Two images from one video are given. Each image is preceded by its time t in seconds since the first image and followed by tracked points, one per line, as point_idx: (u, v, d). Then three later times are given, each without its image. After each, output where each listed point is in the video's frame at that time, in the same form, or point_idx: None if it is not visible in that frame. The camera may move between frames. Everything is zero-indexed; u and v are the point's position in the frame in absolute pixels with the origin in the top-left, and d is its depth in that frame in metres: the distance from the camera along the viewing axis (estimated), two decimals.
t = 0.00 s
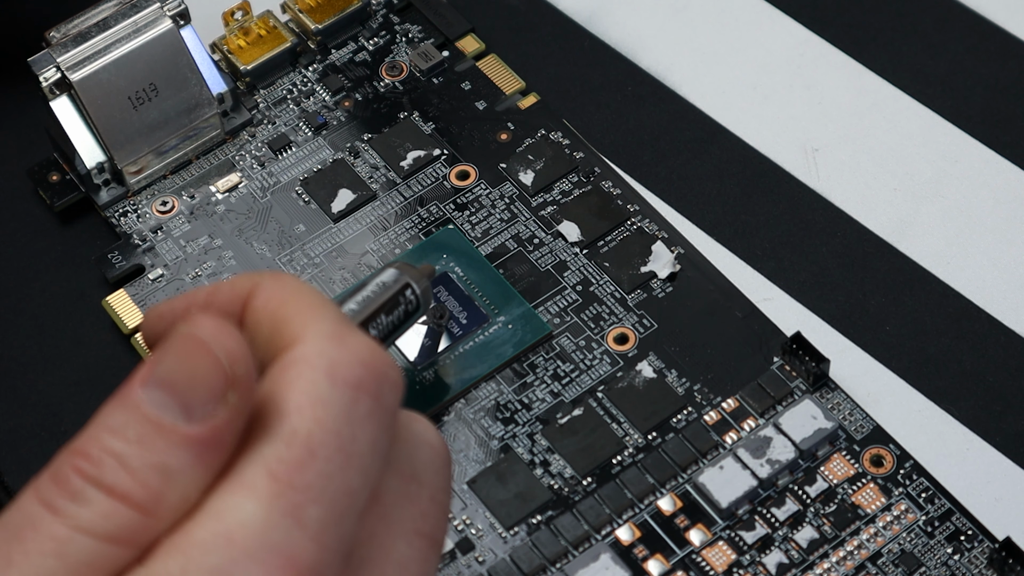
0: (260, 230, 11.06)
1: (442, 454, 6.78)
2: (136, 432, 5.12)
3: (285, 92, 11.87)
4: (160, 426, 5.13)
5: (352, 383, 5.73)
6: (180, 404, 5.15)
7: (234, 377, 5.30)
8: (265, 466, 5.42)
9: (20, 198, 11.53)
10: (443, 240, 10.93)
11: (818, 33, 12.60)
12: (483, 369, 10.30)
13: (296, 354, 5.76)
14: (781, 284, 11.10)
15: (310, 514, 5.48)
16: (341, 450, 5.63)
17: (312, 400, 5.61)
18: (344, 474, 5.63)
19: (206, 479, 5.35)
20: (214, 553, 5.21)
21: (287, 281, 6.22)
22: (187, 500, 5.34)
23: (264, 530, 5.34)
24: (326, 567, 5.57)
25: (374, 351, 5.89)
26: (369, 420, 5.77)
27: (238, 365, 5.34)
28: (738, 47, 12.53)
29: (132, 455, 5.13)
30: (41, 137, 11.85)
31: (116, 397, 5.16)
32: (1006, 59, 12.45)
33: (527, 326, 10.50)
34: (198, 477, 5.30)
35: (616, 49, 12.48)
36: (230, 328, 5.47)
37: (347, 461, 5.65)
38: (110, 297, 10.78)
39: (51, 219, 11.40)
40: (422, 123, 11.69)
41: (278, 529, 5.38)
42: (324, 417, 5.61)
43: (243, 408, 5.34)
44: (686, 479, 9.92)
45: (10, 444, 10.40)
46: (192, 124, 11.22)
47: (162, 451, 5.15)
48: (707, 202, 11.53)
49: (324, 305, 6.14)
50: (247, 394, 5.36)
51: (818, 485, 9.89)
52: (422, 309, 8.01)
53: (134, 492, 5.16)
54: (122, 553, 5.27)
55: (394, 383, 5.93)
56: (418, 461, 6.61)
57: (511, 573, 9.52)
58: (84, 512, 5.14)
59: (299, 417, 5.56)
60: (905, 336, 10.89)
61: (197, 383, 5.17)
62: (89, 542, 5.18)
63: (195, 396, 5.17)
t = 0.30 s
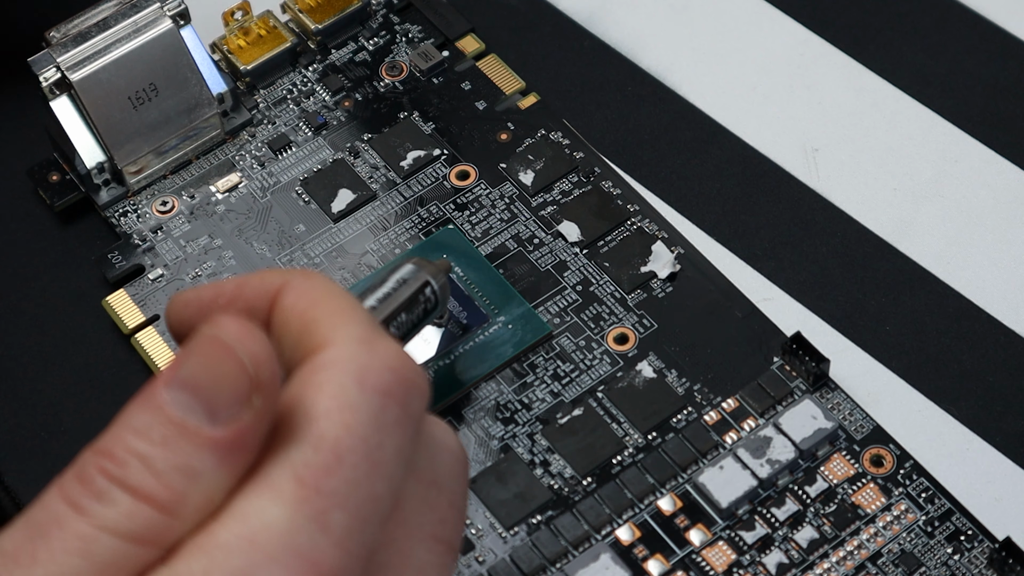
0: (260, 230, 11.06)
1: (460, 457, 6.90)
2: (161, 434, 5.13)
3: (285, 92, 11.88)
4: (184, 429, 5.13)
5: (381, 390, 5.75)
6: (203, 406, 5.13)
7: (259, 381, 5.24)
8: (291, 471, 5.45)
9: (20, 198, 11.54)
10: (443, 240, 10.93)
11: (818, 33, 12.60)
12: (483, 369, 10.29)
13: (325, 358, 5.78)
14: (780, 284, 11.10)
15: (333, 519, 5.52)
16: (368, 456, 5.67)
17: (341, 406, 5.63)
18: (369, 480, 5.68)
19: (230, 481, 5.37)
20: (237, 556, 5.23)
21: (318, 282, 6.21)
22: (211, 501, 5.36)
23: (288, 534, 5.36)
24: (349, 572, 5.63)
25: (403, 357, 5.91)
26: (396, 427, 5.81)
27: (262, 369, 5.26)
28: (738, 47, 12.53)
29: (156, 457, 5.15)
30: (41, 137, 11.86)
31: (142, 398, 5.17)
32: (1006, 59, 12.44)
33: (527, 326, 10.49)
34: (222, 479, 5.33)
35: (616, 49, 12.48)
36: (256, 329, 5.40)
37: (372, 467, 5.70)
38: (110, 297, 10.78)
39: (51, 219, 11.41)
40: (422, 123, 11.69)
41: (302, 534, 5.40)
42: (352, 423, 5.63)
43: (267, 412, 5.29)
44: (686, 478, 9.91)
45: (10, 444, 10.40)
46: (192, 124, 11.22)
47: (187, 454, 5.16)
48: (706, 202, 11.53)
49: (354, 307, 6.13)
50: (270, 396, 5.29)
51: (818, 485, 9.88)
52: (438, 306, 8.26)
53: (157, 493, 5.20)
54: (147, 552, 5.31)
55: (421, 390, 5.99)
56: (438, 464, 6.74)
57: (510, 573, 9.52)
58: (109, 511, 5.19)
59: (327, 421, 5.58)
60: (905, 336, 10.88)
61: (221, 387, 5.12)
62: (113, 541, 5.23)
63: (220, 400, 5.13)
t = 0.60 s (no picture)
0: (259, 230, 11.05)
1: (468, 467, 6.89)
2: (171, 445, 5.05)
3: (285, 92, 11.87)
4: (195, 441, 5.06)
5: (393, 403, 5.71)
6: (216, 418, 5.06)
7: (272, 395, 5.19)
8: (303, 485, 5.41)
9: (20, 198, 11.53)
10: (443, 240, 10.92)
11: (818, 33, 12.60)
12: (483, 369, 10.29)
13: (337, 370, 5.73)
14: (781, 285, 11.10)
15: (344, 534, 5.48)
16: (379, 471, 5.64)
17: (353, 419, 5.59)
18: (380, 495, 5.65)
19: (241, 493, 5.30)
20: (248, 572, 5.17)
21: (330, 290, 6.12)
22: (221, 514, 5.29)
23: (300, 550, 5.32)
24: None
25: (416, 370, 5.87)
26: (407, 440, 5.79)
27: (275, 383, 5.21)
28: (738, 47, 12.53)
29: (166, 469, 5.07)
30: (41, 137, 11.85)
31: (152, 408, 5.09)
32: (1006, 59, 12.45)
33: (527, 326, 10.48)
34: (233, 491, 5.26)
35: (616, 49, 12.49)
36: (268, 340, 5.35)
37: (383, 482, 5.66)
38: (110, 297, 10.78)
39: (51, 218, 11.40)
40: (422, 123, 11.69)
41: (314, 550, 5.36)
42: (364, 436, 5.59)
43: (279, 424, 5.23)
44: (686, 479, 9.92)
45: (10, 444, 10.40)
46: (192, 123, 11.22)
47: (198, 466, 5.09)
48: (706, 202, 11.53)
49: (366, 316, 6.07)
50: (282, 410, 5.26)
51: (818, 485, 9.89)
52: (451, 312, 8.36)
53: (167, 506, 5.12)
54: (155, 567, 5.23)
55: (432, 402, 5.96)
56: (447, 476, 6.72)
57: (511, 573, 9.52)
58: (118, 524, 5.10)
59: (339, 435, 5.54)
60: (905, 336, 10.89)
61: (233, 400, 5.05)
62: (121, 554, 5.13)
63: (233, 413, 5.06)
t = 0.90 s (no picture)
0: (260, 230, 11.06)
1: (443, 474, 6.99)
2: (160, 467, 5.03)
3: (285, 93, 11.87)
4: (185, 462, 5.04)
5: (372, 416, 5.82)
6: (207, 440, 5.05)
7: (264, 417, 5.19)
8: (290, 504, 5.47)
9: (20, 198, 11.53)
10: (443, 239, 10.90)
11: (818, 33, 12.60)
12: (483, 369, 10.28)
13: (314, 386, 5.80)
14: (781, 285, 11.10)
15: (332, 552, 5.56)
16: (362, 486, 5.73)
17: (335, 435, 5.69)
18: (363, 509, 5.75)
19: (229, 516, 5.30)
20: None
21: (295, 307, 6.19)
22: (209, 537, 5.27)
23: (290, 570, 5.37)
24: None
25: (392, 382, 5.97)
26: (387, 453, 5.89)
27: (268, 406, 5.23)
28: (738, 47, 12.53)
29: (154, 492, 5.04)
30: (41, 137, 11.85)
31: (138, 427, 5.04)
32: (1007, 59, 12.44)
33: (527, 326, 10.48)
34: (221, 514, 5.25)
35: (616, 49, 12.48)
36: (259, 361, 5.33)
37: (366, 497, 5.76)
38: (110, 297, 10.78)
39: (52, 218, 11.40)
40: (422, 123, 11.69)
41: (303, 569, 5.42)
42: (346, 452, 5.69)
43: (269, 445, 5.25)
44: (686, 479, 9.92)
45: (11, 444, 10.40)
46: (192, 123, 11.22)
47: (188, 488, 5.08)
48: (706, 202, 11.53)
49: (336, 329, 6.15)
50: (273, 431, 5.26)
51: (818, 485, 9.89)
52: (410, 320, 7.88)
53: (156, 531, 5.08)
54: None
55: (409, 414, 6.06)
56: (424, 485, 6.80)
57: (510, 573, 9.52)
58: (105, 550, 5.05)
59: (321, 452, 5.62)
60: (906, 336, 10.88)
61: (224, 421, 5.06)
62: None
63: (224, 434, 5.07)
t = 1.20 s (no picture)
0: (260, 230, 11.06)
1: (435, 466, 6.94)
2: (148, 500, 5.02)
3: (285, 93, 11.88)
4: (173, 495, 5.03)
5: (360, 430, 5.80)
6: (195, 473, 5.03)
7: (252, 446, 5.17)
8: (280, 526, 5.48)
9: (20, 197, 11.53)
10: (443, 240, 10.89)
11: (818, 33, 12.59)
12: (483, 369, 10.28)
13: (300, 401, 5.78)
14: (781, 285, 11.09)
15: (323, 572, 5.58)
16: (351, 502, 5.73)
17: (322, 453, 5.67)
18: (352, 525, 5.75)
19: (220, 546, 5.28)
20: None
21: (275, 307, 6.17)
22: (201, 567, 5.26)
23: None
24: None
25: (379, 392, 5.93)
26: (375, 466, 5.88)
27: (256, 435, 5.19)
28: (738, 47, 12.53)
29: (144, 525, 5.05)
30: (41, 137, 11.85)
31: (124, 461, 5.02)
32: (1007, 59, 12.44)
33: (527, 326, 10.48)
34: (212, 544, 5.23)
35: (616, 49, 12.48)
36: (245, 385, 5.30)
37: (355, 513, 5.76)
38: (110, 297, 10.78)
39: (52, 218, 11.41)
40: (422, 123, 11.69)
41: None
42: (335, 469, 5.68)
43: (258, 473, 5.23)
44: (686, 479, 9.91)
45: (11, 444, 10.40)
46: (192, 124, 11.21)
47: (177, 521, 5.07)
48: (706, 201, 11.53)
49: (322, 334, 6.10)
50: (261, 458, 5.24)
51: (818, 485, 9.88)
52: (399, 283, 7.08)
53: (147, 565, 5.07)
54: None
55: (398, 423, 6.02)
56: (415, 481, 6.77)
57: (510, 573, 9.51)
58: None
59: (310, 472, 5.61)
60: (906, 336, 10.88)
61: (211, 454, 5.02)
62: None
63: (211, 466, 5.04)
